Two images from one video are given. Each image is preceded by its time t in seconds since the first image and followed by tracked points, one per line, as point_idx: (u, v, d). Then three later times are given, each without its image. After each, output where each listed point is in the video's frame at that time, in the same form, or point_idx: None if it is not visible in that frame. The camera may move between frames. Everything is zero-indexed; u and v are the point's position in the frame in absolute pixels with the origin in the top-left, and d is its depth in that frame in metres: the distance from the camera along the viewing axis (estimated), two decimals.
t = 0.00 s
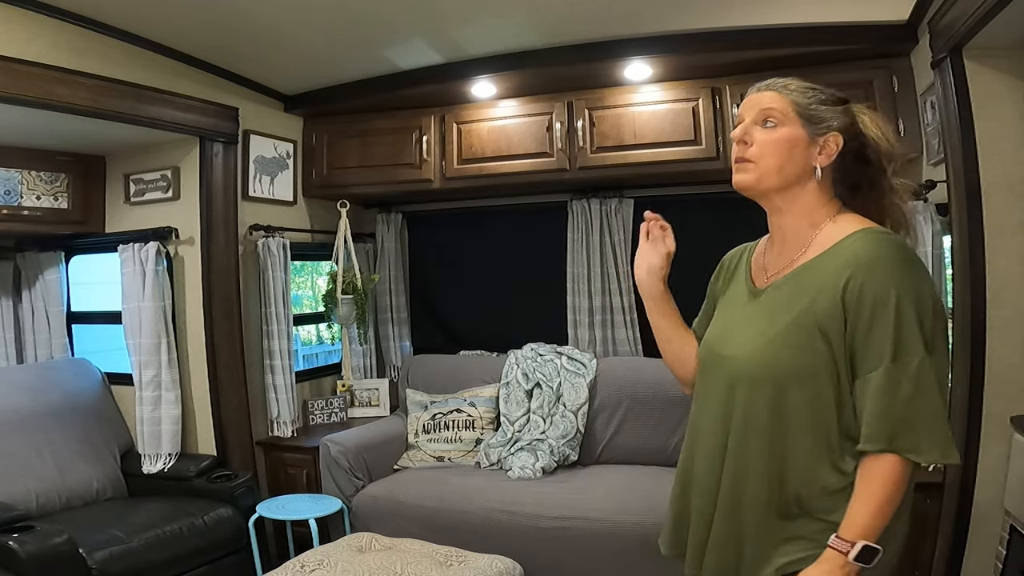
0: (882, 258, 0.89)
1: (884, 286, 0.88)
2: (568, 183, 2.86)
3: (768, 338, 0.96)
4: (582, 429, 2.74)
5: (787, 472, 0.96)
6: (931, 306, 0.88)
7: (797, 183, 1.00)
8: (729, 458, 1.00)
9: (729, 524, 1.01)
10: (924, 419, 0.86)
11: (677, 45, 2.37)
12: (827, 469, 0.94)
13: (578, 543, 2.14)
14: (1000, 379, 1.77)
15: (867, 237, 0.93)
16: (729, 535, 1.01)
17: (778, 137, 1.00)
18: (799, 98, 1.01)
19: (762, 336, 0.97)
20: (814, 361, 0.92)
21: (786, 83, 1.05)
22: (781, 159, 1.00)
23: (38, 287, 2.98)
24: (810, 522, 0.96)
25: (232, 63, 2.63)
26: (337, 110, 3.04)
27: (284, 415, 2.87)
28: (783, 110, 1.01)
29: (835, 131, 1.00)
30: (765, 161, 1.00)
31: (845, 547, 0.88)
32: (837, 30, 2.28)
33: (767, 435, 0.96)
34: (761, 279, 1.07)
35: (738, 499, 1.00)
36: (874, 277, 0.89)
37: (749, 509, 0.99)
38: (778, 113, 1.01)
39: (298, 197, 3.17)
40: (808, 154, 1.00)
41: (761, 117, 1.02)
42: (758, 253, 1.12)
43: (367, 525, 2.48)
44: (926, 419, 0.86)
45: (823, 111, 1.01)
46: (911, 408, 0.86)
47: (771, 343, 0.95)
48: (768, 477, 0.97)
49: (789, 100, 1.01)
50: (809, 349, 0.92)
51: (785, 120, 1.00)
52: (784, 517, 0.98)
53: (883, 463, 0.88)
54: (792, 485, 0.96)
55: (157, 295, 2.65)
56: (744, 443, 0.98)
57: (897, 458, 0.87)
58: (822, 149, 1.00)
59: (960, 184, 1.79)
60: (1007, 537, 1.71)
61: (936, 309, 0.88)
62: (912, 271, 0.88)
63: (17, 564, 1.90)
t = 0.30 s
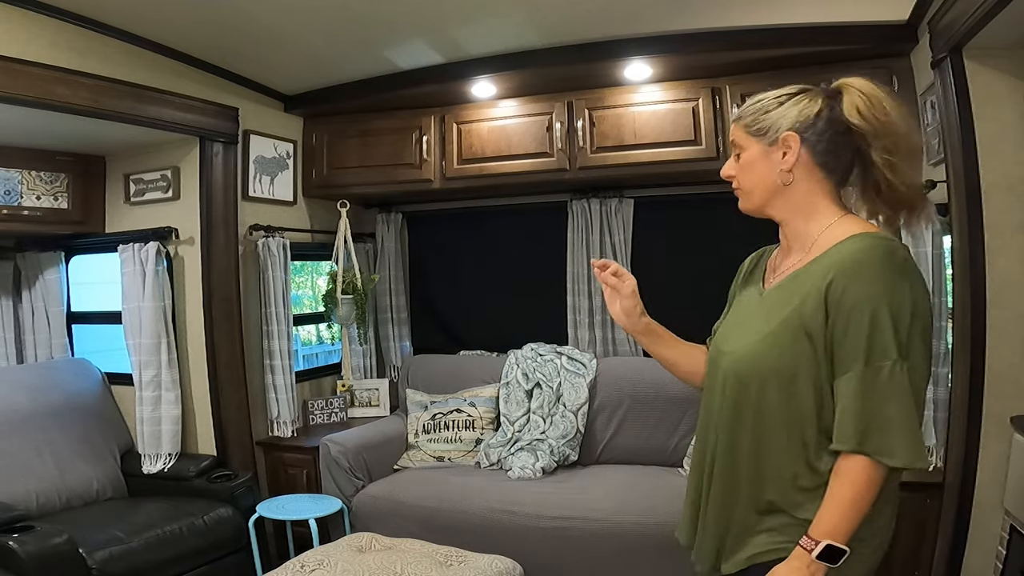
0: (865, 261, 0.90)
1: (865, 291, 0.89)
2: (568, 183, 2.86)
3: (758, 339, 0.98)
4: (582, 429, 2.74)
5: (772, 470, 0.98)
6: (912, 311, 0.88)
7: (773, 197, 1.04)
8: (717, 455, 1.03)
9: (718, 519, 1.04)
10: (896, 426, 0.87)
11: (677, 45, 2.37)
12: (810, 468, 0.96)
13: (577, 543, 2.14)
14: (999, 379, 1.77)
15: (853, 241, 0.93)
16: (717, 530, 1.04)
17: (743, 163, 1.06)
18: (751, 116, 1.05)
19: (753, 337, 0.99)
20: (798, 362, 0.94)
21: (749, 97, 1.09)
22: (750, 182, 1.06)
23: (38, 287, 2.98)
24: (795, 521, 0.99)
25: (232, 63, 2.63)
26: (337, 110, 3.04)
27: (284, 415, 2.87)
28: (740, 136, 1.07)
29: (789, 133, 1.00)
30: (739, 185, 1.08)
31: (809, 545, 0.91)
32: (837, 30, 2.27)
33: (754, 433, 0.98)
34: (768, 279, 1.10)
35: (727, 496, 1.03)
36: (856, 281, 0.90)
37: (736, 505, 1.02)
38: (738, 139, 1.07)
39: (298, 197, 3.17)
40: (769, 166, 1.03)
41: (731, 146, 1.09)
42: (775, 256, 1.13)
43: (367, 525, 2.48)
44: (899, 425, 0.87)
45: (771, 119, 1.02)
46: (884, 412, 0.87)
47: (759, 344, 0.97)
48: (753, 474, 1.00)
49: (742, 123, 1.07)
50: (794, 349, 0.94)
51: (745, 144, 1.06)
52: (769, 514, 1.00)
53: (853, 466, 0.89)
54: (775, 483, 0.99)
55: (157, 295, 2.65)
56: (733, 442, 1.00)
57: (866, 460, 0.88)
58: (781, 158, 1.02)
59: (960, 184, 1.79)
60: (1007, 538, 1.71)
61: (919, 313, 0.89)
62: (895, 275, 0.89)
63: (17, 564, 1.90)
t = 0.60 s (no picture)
0: (834, 265, 0.93)
1: (832, 294, 0.92)
2: (568, 183, 2.86)
3: (740, 337, 1.02)
4: (582, 430, 2.74)
5: (752, 463, 1.03)
6: (877, 315, 0.90)
7: (767, 204, 1.05)
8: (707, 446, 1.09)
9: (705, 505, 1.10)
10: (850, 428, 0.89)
11: (677, 45, 2.37)
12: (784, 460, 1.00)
13: (577, 543, 2.14)
14: (999, 379, 1.77)
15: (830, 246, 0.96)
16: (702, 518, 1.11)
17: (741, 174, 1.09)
18: (741, 127, 1.08)
19: (738, 334, 1.03)
20: (772, 361, 0.97)
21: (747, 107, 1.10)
22: (747, 191, 1.08)
23: (38, 287, 2.98)
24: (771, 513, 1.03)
25: (232, 63, 2.63)
26: (337, 110, 3.04)
27: (284, 415, 2.87)
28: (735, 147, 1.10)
29: (769, 140, 1.01)
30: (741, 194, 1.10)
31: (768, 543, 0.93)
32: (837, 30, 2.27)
33: (734, 427, 1.03)
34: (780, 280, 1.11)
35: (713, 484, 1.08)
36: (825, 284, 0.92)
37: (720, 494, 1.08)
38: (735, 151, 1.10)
39: (298, 197, 3.17)
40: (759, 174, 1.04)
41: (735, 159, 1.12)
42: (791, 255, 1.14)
43: (367, 526, 2.48)
44: (853, 427, 0.89)
45: (755, 128, 1.04)
46: (841, 415, 0.89)
47: (740, 342, 1.01)
48: (735, 465, 1.05)
49: (734, 134, 1.09)
50: (767, 349, 0.97)
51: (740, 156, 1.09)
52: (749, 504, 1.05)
53: (815, 469, 0.91)
54: (754, 474, 1.03)
55: (157, 295, 2.65)
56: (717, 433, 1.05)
57: (821, 462, 0.90)
58: (766, 165, 1.03)
59: (960, 184, 1.79)
60: (1007, 538, 1.71)
61: (886, 318, 0.90)
62: (862, 280, 0.91)
63: (17, 564, 1.90)
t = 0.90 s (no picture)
0: (825, 261, 0.93)
1: (820, 291, 0.92)
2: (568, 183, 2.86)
3: (740, 331, 1.03)
4: (582, 430, 2.74)
5: (746, 459, 1.04)
6: (865, 314, 0.89)
7: (777, 201, 1.06)
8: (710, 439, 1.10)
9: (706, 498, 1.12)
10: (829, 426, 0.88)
11: (677, 45, 2.37)
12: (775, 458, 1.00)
13: (577, 543, 2.14)
14: (999, 379, 1.77)
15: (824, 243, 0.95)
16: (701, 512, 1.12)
17: (750, 171, 1.09)
18: (753, 122, 1.07)
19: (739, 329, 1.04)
20: (765, 356, 0.98)
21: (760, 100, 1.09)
22: (757, 187, 1.08)
23: (38, 287, 2.98)
24: (762, 511, 1.03)
25: (232, 63, 2.62)
26: (337, 110, 3.04)
27: (284, 415, 2.87)
28: (746, 143, 1.09)
29: (784, 137, 1.00)
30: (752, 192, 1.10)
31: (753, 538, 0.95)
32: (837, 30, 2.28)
33: (732, 421, 1.04)
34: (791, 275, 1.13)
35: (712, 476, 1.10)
36: (816, 280, 0.93)
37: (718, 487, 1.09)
38: (744, 147, 1.10)
39: (298, 197, 3.17)
40: (772, 173, 1.04)
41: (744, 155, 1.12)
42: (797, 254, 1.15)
43: (367, 526, 2.48)
44: (832, 424, 0.88)
45: (769, 124, 1.04)
46: (822, 411, 0.89)
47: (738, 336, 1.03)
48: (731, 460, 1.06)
49: (746, 129, 1.08)
50: (760, 344, 0.99)
51: (751, 151, 1.08)
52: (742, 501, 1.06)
53: (800, 469, 0.91)
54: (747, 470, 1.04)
55: (157, 295, 2.65)
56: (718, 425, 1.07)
57: (803, 460, 0.90)
58: (778, 162, 1.03)
59: (960, 184, 1.79)
60: (1006, 537, 1.71)
61: (875, 318, 0.89)
62: (850, 278, 0.90)
63: (17, 564, 1.90)
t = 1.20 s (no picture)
0: (837, 259, 0.93)
1: (836, 289, 0.91)
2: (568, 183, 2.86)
3: (746, 331, 1.03)
4: (582, 430, 2.74)
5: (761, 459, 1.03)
6: (884, 311, 0.89)
7: (809, 194, 1.04)
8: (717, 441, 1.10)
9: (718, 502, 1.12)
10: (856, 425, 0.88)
11: (677, 45, 2.37)
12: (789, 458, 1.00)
13: (577, 543, 2.14)
14: (999, 379, 1.78)
15: (835, 240, 0.96)
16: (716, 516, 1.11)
17: (784, 160, 1.04)
18: (791, 109, 1.03)
19: (744, 330, 1.04)
20: (778, 357, 0.98)
21: (780, 90, 1.06)
22: (789, 177, 1.04)
23: (38, 287, 2.98)
24: (780, 513, 1.03)
25: (232, 63, 2.62)
26: (337, 110, 3.04)
27: (284, 415, 2.87)
28: (780, 129, 1.04)
29: (839, 130, 1.02)
30: (784, 183, 1.05)
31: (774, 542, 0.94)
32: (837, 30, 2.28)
33: (745, 422, 1.04)
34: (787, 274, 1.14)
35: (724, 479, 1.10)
36: (830, 278, 0.93)
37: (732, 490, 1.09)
38: (776, 133, 1.04)
39: (298, 197, 3.17)
40: (819, 165, 1.03)
41: (765, 142, 1.06)
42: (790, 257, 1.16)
43: (367, 526, 2.48)
44: (862, 424, 0.88)
45: (816, 113, 1.02)
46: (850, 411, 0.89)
47: (744, 338, 1.02)
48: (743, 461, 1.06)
49: (783, 115, 1.03)
50: (773, 345, 0.98)
51: (789, 139, 1.03)
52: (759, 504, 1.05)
53: (822, 469, 0.91)
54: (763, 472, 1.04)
55: (157, 295, 2.65)
56: (726, 426, 1.07)
57: (830, 460, 0.90)
58: (827, 154, 1.03)
59: (959, 184, 1.79)
60: (1006, 537, 1.71)
61: (893, 314, 0.90)
62: (867, 275, 0.91)
63: (17, 564, 1.90)
